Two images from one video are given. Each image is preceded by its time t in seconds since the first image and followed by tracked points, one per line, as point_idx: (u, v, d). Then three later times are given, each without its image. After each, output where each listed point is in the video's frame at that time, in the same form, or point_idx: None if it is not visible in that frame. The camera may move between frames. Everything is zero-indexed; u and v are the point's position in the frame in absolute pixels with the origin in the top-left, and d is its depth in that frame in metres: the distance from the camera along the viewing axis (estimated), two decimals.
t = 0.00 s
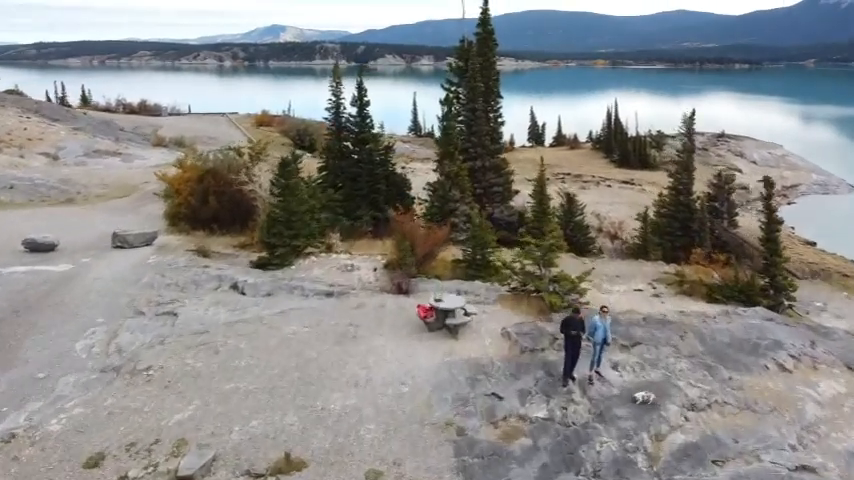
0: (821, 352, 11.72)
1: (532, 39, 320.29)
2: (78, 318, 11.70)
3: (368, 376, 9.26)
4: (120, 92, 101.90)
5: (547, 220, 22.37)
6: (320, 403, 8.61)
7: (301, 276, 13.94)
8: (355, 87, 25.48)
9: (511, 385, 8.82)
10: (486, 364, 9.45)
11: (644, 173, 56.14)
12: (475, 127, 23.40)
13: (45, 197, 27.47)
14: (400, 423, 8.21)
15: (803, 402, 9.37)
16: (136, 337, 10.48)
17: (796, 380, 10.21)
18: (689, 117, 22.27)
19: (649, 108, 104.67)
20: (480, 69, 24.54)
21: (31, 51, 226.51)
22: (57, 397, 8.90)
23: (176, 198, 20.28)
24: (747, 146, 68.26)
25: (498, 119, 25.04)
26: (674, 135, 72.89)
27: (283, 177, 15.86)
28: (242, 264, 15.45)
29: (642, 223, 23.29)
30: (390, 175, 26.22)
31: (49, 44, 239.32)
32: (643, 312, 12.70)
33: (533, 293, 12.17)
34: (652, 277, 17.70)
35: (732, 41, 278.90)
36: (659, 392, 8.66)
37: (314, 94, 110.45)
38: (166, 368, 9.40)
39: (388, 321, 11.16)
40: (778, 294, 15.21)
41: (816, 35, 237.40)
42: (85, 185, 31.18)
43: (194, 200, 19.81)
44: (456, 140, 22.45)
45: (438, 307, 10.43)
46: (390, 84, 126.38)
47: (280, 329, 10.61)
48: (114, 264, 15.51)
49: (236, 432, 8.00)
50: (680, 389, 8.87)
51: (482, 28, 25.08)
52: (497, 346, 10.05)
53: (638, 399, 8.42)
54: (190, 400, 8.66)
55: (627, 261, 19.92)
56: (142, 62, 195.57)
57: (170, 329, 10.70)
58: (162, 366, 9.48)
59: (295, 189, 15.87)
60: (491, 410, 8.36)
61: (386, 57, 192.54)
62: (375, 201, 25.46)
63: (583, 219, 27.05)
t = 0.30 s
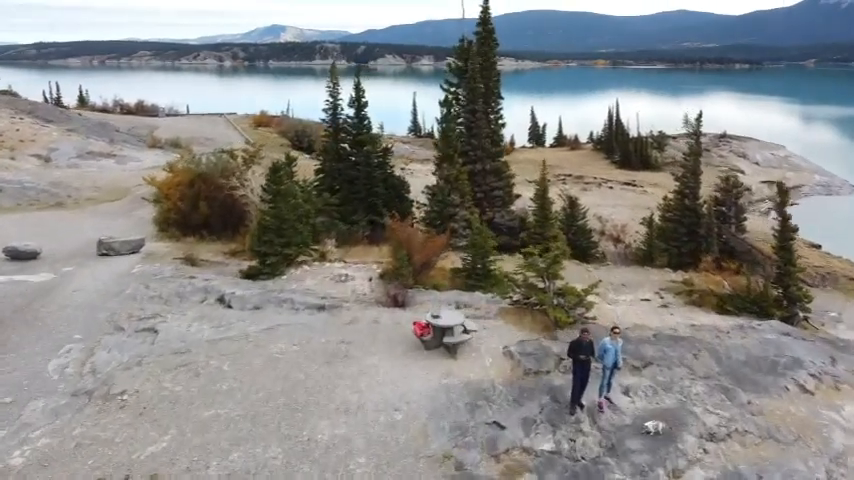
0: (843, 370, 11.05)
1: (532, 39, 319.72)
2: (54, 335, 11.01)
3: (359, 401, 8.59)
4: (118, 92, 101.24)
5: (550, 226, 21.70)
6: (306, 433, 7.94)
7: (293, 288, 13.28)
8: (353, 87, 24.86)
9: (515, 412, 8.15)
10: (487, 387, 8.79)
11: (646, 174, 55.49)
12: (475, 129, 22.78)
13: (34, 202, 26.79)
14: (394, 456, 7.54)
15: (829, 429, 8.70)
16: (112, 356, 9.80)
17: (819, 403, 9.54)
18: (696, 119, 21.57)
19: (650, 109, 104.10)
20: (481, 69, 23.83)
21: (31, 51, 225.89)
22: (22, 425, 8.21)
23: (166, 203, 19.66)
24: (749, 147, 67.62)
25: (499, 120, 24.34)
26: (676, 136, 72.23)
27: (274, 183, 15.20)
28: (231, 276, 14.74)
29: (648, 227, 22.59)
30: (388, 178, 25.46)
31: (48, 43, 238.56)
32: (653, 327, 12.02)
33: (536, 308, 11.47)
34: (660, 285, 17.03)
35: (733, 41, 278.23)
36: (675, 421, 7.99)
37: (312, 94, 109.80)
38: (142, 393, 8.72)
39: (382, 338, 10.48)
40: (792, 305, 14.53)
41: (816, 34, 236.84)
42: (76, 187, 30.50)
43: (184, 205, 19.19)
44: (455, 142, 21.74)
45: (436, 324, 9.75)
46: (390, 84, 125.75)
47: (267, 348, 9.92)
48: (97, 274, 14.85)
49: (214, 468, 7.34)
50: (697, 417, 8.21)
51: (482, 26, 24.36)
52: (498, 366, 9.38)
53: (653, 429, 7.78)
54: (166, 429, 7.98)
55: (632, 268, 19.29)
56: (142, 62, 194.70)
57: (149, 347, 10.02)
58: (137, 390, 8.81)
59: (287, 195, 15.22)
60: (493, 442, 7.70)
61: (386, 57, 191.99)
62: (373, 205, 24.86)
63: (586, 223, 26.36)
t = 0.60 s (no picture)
0: None
1: (532, 39, 319.32)
2: (31, 349, 10.42)
3: (351, 425, 8.00)
4: (116, 92, 100.68)
5: (552, 230, 21.21)
6: (294, 463, 7.35)
7: (285, 298, 12.71)
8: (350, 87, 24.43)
9: (518, 440, 7.58)
10: (489, 410, 8.20)
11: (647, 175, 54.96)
12: (475, 130, 22.22)
13: (24, 206, 26.21)
14: None
15: None
16: (89, 375, 9.18)
17: (841, 425, 8.97)
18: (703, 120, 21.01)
19: (650, 109, 103.62)
20: (481, 69, 23.25)
21: (32, 51, 225.25)
22: None
23: (156, 206, 19.09)
24: (751, 147, 67.08)
25: (500, 121, 23.79)
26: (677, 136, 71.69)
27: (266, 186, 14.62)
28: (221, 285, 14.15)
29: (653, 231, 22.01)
30: (386, 179, 25.11)
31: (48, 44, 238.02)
32: (663, 340, 11.44)
33: (539, 320, 10.89)
34: (666, 293, 16.46)
35: (733, 41, 277.75)
36: (690, 451, 7.44)
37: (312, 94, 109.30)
38: (118, 417, 8.11)
39: (377, 353, 9.90)
40: (806, 314, 13.95)
41: (816, 35, 236.49)
42: (68, 189, 29.92)
43: (175, 209, 18.62)
44: (455, 144, 21.11)
45: (433, 341, 9.17)
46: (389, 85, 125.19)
47: (254, 365, 9.34)
48: (82, 282, 14.26)
49: None
50: (714, 444, 7.64)
51: (482, 25, 23.79)
52: (500, 386, 8.81)
53: (667, 460, 7.23)
54: (141, 459, 7.39)
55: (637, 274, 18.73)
56: (143, 63, 194.11)
57: (130, 364, 9.41)
58: (113, 413, 8.22)
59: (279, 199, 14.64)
60: (494, 472, 7.15)
61: (386, 57, 191.49)
62: (371, 208, 24.48)
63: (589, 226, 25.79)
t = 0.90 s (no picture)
0: None
1: (532, 39, 318.47)
2: None
3: (339, 462, 7.27)
4: (114, 93, 99.99)
5: (555, 236, 20.55)
6: None
7: (273, 312, 11.99)
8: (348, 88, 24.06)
9: None
10: (491, 445, 7.49)
11: (650, 176, 54.26)
12: (475, 132, 21.46)
13: (10, 210, 25.49)
14: None
15: None
16: (55, 401, 8.43)
17: None
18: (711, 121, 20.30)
19: (651, 110, 102.92)
20: (481, 69, 22.50)
21: (31, 51, 224.49)
22: None
23: (143, 212, 18.31)
24: (754, 147, 66.32)
25: (501, 123, 23.08)
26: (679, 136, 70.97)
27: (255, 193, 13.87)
28: (206, 298, 13.38)
29: (660, 237, 21.27)
30: (383, 182, 25.04)
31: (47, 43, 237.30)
32: (676, 359, 10.72)
33: (544, 339, 10.12)
34: (676, 304, 15.72)
35: (734, 41, 276.59)
36: None
37: (311, 94, 108.59)
38: (83, 453, 7.37)
39: (370, 377, 9.16)
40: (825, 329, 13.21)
41: (817, 35, 235.55)
42: (58, 192, 29.21)
43: (163, 215, 17.87)
44: (455, 147, 20.36)
45: (430, 364, 8.45)
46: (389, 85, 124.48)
47: (235, 391, 8.61)
48: (60, 293, 13.51)
49: None
50: None
51: (483, 24, 23.07)
52: (504, 416, 8.11)
53: None
54: None
55: (644, 282, 18.01)
56: (143, 62, 193.32)
57: (101, 389, 8.67)
58: (78, 447, 7.48)
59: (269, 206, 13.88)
60: None
61: (385, 58, 190.76)
62: (368, 211, 24.41)
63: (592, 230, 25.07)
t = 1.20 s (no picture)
0: None
1: (532, 39, 317.80)
2: None
3: None
4: (112, 93, 99.36)
5: (558, 242, 19.89)
6: None
7: (262, 327, 11.33)
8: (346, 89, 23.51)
9: None
10: None
11: (652, 177, 53.62)
12: (476, 135, 20.79)
13: None
14: None
15: None
16: (19, 429, 7.77)
17: None
18: (719, 123, 19.63)
19: (652, 110, 102.08)
20: (481, 69, 21.83)
21: (31, 51, 223.97)
22: None
23: (131, 218, 17.67)
24: (756, 148, 65.63)
25: (501, 125, 22.41)
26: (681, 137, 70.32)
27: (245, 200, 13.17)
28: (192, 310, 12.70)
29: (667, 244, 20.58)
30: (382, 185, 24.39)
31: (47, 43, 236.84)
32: (691, 379, 10.04)
33: (549, 357, 9.45)
34: (685, 315, 15.03)
35: (734, 41, 275.72)
36: None
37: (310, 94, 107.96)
38: None
39: (361, 403, 8.50)
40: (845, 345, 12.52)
41: (817, 34, 234.65)
42: (49, 195, 28.55)
43: (151, 221, 17.22)
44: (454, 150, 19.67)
45: (427, 390, 7.77)
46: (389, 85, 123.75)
47: (215, 419, 7.99)
48: (38, 306, 12.84)
49: None
50: None
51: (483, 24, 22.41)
52: (507, 449, 7.49)
53: None
54: None
55: (651, 290, 17.37)
56: (143, 62, 192.77)
57: (69, 416, 8.01)
58: None
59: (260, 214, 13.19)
60: None
61: (386, 58, 190.11)
62: (367, 215, 23.80)
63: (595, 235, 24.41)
